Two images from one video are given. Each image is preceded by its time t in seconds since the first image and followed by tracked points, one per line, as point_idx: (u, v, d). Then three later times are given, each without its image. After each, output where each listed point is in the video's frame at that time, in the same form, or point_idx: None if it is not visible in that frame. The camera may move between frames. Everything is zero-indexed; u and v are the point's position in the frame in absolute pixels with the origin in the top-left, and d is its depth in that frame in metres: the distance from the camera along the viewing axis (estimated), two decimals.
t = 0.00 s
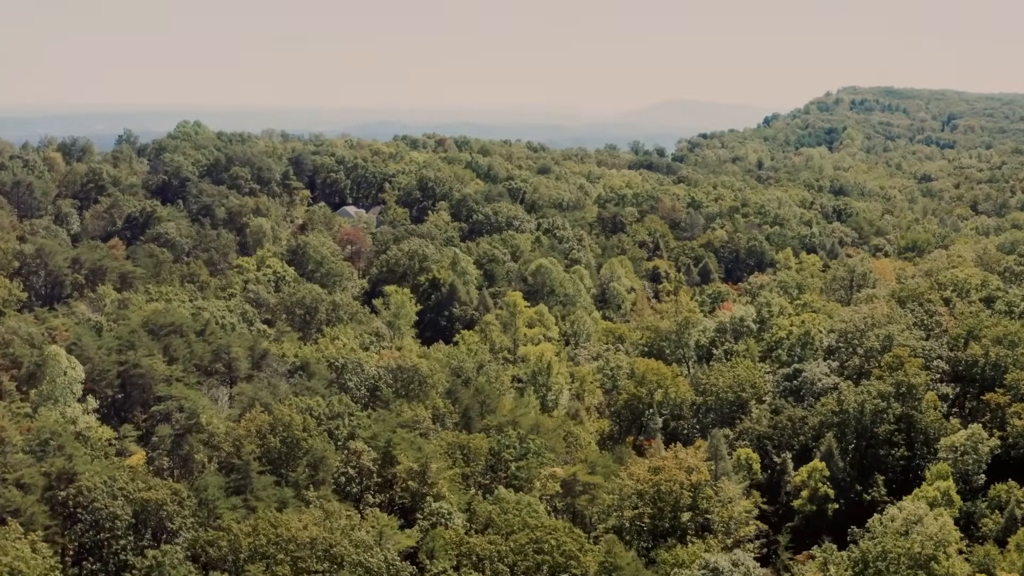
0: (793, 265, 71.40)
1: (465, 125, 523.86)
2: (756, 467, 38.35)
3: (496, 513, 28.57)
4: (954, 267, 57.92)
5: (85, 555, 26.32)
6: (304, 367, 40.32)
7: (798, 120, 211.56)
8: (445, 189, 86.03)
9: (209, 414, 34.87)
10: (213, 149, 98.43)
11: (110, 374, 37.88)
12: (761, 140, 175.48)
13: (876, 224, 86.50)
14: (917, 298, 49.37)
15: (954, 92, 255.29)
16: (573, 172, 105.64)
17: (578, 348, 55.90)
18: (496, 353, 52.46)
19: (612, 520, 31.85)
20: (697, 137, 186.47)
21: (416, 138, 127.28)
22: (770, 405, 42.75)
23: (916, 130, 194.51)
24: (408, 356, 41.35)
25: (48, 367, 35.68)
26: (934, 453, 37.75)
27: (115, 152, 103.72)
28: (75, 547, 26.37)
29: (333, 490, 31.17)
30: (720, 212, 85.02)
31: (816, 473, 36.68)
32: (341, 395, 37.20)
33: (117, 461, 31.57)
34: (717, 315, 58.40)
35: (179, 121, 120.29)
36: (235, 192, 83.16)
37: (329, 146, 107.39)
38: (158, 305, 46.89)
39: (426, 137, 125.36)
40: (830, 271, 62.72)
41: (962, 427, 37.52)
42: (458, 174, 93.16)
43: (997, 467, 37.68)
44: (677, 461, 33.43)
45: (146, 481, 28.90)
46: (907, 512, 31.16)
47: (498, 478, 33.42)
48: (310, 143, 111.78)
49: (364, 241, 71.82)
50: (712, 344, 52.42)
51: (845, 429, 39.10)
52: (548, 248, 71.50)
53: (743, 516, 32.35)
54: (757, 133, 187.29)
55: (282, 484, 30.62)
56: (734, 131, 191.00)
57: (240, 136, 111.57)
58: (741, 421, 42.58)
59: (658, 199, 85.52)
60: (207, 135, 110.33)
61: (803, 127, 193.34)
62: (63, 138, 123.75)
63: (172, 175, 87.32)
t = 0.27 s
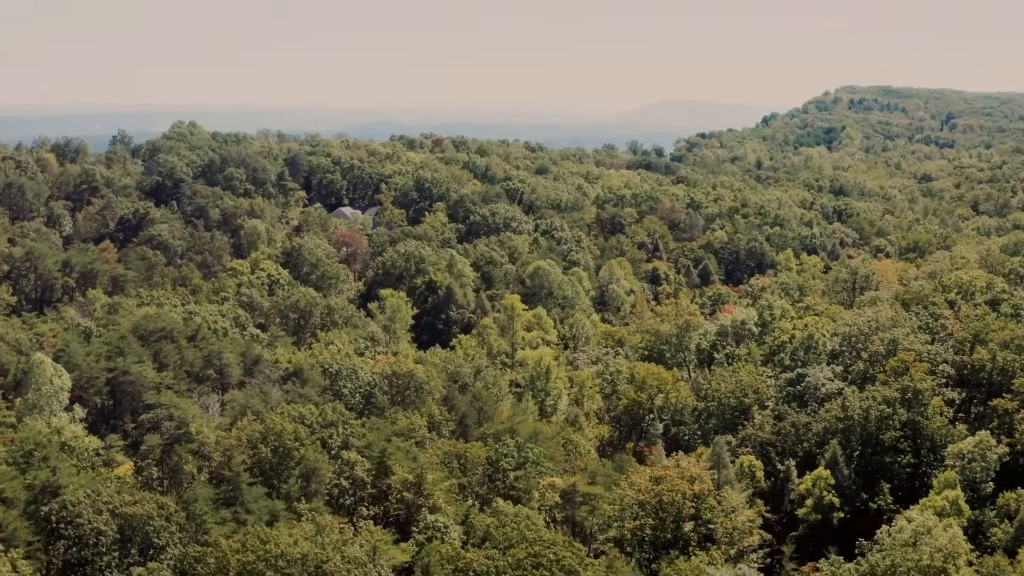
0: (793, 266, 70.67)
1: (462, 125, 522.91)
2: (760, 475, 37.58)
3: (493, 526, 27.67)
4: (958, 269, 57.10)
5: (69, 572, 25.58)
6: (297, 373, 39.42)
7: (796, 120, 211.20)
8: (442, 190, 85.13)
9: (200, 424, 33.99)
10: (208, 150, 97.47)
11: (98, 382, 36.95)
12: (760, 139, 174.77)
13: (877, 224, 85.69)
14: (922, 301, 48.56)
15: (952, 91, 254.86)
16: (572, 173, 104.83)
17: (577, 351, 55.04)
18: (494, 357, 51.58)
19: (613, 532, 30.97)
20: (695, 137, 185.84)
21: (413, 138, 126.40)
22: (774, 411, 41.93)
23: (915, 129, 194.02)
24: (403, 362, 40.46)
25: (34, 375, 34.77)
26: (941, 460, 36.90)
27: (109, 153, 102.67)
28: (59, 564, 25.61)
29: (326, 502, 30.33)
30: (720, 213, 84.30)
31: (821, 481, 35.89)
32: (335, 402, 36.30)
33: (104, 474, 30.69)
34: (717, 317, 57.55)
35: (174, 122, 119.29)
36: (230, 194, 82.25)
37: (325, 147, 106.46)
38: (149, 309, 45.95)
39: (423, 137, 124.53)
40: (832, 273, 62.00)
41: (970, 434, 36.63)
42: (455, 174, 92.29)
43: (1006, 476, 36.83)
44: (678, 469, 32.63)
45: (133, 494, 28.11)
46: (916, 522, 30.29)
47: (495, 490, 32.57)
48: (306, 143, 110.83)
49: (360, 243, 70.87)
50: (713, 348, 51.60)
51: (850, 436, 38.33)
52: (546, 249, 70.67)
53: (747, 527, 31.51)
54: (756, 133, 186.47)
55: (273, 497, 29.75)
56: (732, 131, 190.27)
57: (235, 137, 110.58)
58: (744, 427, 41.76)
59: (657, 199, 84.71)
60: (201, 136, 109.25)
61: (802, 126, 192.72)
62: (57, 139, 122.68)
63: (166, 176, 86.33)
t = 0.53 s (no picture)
0: (794, 267, 70.02)
1: (461, 125, 522.03)
2: (763, 482, 36.91)
3: (491, 538, 26.92)
4: (962, 271, 56.38)
5: None
6: (291, 379, 38.64)
7: (795, 120, 210.66)
8: (439, 191, 84.36)
9: (191, 433, 33.26)
10: (204, 151, 96.64)
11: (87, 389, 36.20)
12: (759, 139, 174.07)
13: (878, 225, 84.99)
14: (926, 303, 47.87)
15: (951, 91, 254.49)
16: (570, 173, 104.13)
17: (576, 355, 54.33)
18: (492, 361, 50.81)
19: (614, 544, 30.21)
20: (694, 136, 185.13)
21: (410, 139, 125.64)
22: (776, 416, 41.24)
23: (915, 129, 193.52)
24: (399, 367, 39.68)
25: (21, 383, 34.01)
26: (948, 466, 36.17)
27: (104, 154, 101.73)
28: None
29: (319, 514, 29.61)
30: (720, 213, 83.64)
31: (825, 488, 35.20)
32: (330, 410, 35.56)
33: (91, 484, 29.95)
34: (719, 320, 56.80)
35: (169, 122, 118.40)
36: (225, 195, 81.43)
37: (322, 147, 105.69)
38: (141, 314, 45.18)
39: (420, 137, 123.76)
40: (834, 275, 61.31)
41: (977, 440, 35.90)
42: (453, 175, 91.55)
43: (1014, 483, 36.09)
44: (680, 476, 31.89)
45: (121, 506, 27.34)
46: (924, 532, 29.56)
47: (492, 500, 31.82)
48: (303, 144, 110.04)
49: (357, 245, 70.10)
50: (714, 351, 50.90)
51: (855, 442, 37.67)
52: (545, 251, 69.95)
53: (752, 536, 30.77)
54: (755, 133, 185.84)
55: (265, 507, 29.01)
56: (731, 131, 189.60)
57: (231, 138, 109.76)
58: (746, 433, 41.05)
59: (657, 200, 84.01)
60: (197, 136, 108.41)
61: (801, 126, 192.12)
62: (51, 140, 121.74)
63: (161, 177, 85.49)
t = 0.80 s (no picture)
0: (796, 269, 69.20)
1: (458, 125, 520.98)
2: (766, 491, 36.06)
3: (488, 554, 26.05)
4: (967, 274, 55.51)
5: None
6: (283, 387, 37.71)
7: (794, 119, 209.95)
8: (436, 192, 83.44)
9: (179, 443, 32.35)
10: (198, 152, 95.62)
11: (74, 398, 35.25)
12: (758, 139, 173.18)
13: (880, 226, 84.14)
14: (931, 306, 47.02)
15: (950, 90, 254.03)
16: (568, 174, 103.26)
17: (575, 359, 53.46)
18: (489, 367, 49.91)
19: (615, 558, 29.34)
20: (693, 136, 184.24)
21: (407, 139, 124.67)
22: (780, 424, 40.38)
23: (914, 128, 192.91)
24: (394, 374, 38.75)
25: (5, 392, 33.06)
26: (955, 475, 35.43)
27: (98, 155, 100.70)
28: None
29: (311, 528, 28.68)
30: (720, 214, 82.80)
31: (830, 498, 34.34)
32: (323, 419, 34.64)
33: (76, 498, 29.03)
34: (720, 324, 55.92)
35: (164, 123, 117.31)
36: (220, 197, 80.43)
37: (318, 148, 104.75)
38: (130, 319, 44.23)
39: (417, 138, 122.82)
40: (836, 278, 60.47)
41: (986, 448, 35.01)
42: (450, 176, 90.66)
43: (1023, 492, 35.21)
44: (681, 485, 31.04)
45: (105, 521, 26.46)
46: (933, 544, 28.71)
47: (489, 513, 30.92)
48: (299, 144, 109.06)
49: (352, 247, 69.13)
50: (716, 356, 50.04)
51: (860, 450, 36.85)
52: (543, 253, 69.05)
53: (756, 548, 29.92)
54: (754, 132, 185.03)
55: (255, 521, 28.13)
56: (730, 130, 188.79)
57: (226, 138, 108.72)
58: (749, 441, 40.22)
59: (656, 201, 83.15)
60: (192, 137, 107.34)
61: (800, 126, 191.38)
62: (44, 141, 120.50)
63: (154, 178, 84.46)
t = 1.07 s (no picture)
0: (796, 271, 68.49)
1: (456, 125, 520.05)
2: (770, 500, 35.26)
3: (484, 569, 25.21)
4: (970, 276, 54.83)
5: None
6: (276, 394, 36.91)
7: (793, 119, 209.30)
8: (433, 193, 82.66)
9: (169, 453, 31.54)
10: (193, 154, 94.70)
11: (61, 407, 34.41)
12: (757, 139, 172.61)
13: (881, 227, 83.49)
14: (935, 309, 46.25)
15: (948, 90, 253.70)
16: (567, 175, 102.50)
17: (574, 364, 52.68)
18: (486, 372, 49.09)
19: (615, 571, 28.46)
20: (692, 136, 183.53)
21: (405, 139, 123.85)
22: (783, 430, 39.60)
23: (914, 128, 192.39)
24: (389, 380, 37.93)
25: None
26: (963, 482, 34.58)
27: (92, 157, 99.82)
28: None
29: (303, 541, 27.92)
30: (720, 216, 82.06)
31: (835, 507, 33.57)
32: (316, 428, 33.81)
33: (61, 512, 28.25)
34: (721, 327, 55.16)
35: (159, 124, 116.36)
36: (214, 198, 79.56)
37: (314, 149, 103.92)
38: (121, 324, 43.38)
39: (415, 138, 122.01)
40: (838, 280, 59.74)
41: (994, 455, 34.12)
42: (447, 177, 89.86)
43: None
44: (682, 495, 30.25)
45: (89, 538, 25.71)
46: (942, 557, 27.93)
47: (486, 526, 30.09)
48: (295, 145, 108.21)
49: (348, 250, 68.26)
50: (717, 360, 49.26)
51: (866, 458, 36.11)
52: (541, 255, 68.26)
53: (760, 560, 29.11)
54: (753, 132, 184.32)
55: (245, 535, 27.32)
56: (729, 130, 188.10)
57: (222, 140, 107.84)
58: (752, 448, 39.45)
59: (655, 202, 82.40)
60: (187, 138, 106.42)
61: (799, 126, 190.76)
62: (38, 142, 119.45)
63: (148, 180, 83.54)
